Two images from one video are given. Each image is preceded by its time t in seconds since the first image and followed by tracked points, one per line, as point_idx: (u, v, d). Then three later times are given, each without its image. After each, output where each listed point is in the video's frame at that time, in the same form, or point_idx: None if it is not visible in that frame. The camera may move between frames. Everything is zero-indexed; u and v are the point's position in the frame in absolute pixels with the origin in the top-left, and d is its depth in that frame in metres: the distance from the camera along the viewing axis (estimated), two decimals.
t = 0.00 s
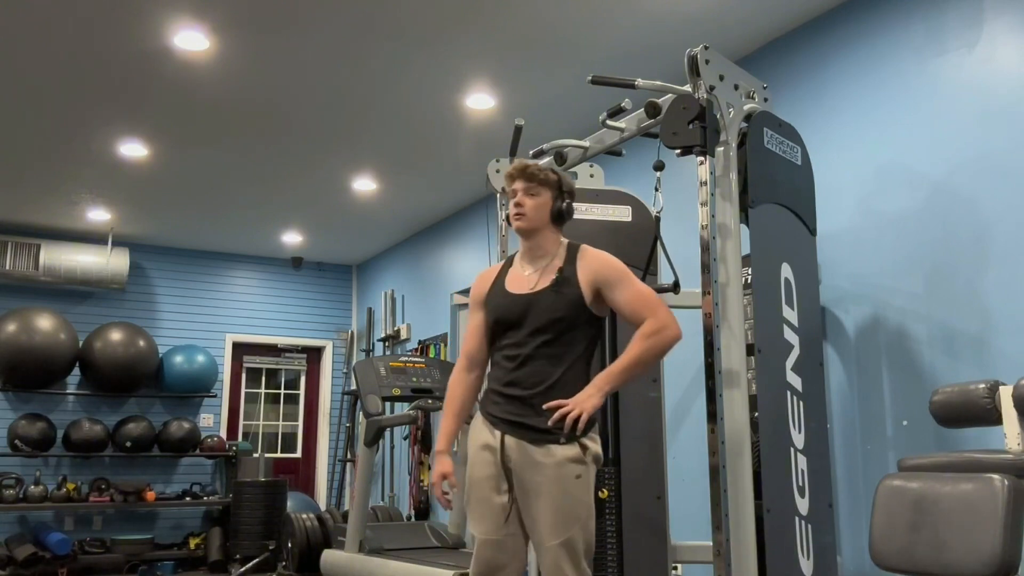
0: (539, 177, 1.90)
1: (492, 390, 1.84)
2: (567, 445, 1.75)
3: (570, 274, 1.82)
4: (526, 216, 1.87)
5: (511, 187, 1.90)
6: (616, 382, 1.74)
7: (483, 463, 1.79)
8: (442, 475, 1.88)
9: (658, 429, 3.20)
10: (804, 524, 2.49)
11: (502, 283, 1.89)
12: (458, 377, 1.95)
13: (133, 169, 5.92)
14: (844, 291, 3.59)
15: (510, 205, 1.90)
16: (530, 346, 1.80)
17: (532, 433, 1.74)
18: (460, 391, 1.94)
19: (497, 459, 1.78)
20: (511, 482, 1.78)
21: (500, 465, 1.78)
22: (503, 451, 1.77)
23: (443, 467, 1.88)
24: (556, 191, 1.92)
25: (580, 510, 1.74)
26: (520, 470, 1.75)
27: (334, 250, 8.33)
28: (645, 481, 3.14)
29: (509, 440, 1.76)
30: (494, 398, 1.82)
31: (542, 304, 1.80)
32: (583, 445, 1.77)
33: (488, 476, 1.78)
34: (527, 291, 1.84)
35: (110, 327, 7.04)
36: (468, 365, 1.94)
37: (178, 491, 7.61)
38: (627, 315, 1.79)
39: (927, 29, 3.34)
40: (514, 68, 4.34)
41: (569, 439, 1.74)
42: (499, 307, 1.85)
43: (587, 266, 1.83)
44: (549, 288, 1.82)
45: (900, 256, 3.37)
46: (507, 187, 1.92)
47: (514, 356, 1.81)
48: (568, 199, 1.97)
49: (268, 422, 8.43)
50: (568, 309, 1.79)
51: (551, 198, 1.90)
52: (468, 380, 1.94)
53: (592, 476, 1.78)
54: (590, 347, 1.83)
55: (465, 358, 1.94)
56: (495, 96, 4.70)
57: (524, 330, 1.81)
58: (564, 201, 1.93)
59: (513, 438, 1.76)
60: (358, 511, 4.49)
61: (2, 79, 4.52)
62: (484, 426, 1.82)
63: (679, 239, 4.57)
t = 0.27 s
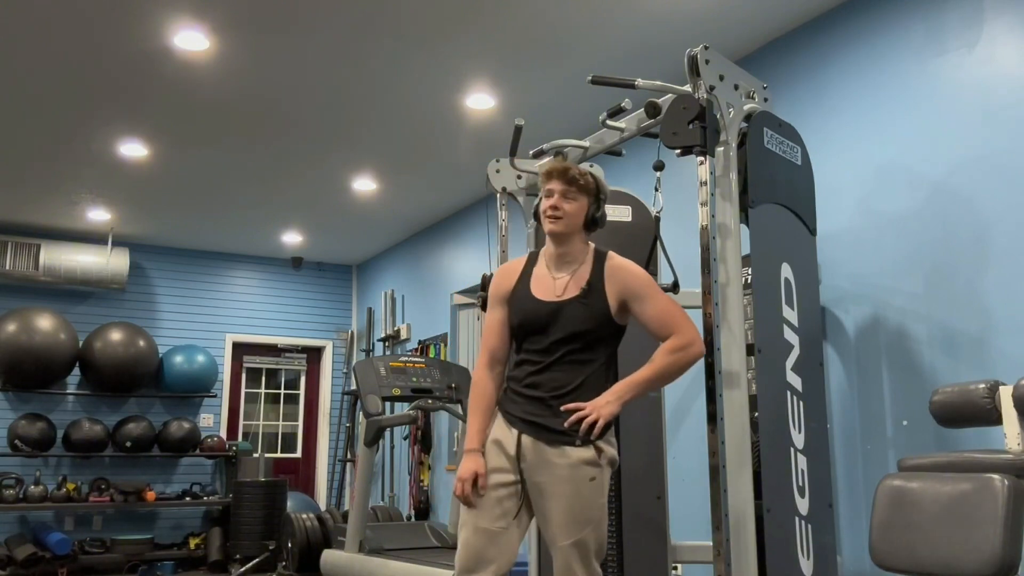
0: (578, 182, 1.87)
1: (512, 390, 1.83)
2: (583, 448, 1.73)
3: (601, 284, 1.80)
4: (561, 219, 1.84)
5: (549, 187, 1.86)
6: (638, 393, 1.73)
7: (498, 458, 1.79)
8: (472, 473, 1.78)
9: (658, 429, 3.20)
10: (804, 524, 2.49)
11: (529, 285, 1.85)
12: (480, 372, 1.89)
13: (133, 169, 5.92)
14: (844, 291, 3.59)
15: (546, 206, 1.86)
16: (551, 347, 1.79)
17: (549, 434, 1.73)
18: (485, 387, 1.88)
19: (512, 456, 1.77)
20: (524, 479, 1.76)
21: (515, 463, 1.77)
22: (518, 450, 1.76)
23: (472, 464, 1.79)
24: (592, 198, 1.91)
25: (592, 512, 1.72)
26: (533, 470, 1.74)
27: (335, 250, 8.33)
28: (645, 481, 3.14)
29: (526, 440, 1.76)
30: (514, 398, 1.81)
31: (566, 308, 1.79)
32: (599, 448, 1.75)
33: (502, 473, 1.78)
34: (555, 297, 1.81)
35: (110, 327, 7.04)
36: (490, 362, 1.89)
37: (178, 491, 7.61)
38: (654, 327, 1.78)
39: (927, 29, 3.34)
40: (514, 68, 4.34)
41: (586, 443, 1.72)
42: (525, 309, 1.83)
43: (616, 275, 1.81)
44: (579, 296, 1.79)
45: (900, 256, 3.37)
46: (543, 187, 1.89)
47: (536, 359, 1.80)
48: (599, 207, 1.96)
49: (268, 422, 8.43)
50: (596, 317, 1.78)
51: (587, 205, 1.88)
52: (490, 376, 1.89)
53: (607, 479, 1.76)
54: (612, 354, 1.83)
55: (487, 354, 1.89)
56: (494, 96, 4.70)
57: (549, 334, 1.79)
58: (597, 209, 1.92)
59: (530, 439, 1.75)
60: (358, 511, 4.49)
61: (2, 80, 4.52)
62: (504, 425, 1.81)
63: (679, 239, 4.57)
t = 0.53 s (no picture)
0: (590, 182, 1.86)
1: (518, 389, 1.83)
2: (588, 448, 1.73)
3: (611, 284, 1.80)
4: (573, 219, 1.83)
5: (561, 186, 1.86)
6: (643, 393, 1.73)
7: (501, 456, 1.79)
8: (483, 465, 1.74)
9: (658, 429, 3.20)
10: (804, 524, 2.49)
11: (540, 285, 1.85)
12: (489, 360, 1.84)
13: (133, 169, 5.92)
14: (844, 291, 3.59)
15: (557, 205, 1.85)
16: (559, 347, 1.79)
17: (554, 433, 1.74)
18: (493, 375, 1.82)
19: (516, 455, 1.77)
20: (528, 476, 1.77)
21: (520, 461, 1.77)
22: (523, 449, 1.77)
23: (485, 456, 1.75)
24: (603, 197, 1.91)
25: (597, 512, 1.72)
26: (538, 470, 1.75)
27: (335, 250, 8.33)
28: (645, 481, 3.14)
29: (531, 439, 1.76)
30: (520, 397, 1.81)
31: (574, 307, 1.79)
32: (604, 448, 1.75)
33: (507, 472, 1.78)
34: (565, 298, 1.81)
35: (110, 327, 7.04)
36: (497, 352, 1.85)
37: (178, 491, 7.61)
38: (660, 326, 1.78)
39: (927, 29, 3.34)
40: (514, 68, 4.34)
41: (591, 443, 1.72)
42: (531, 308, 1.83)
43: (624, 275, 1.81)
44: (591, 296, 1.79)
45: (900, 256, 3.37)
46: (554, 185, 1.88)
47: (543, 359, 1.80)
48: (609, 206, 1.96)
49: (268, 422, 8.43)
50: (603, 317, 1.78)
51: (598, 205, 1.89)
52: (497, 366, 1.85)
53: (611, 479, 1.76)
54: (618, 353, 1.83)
55: (494, 344, 1.85)
56: (495, 96, 4.70)
57: (555, 333, 1.80)
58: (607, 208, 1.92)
59: (536, 439, 1.75)
60: (358, 511, 4.49)
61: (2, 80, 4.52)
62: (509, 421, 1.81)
63: (679, 239, 4.57)
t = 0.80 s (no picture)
0: (575, 183, 1.91)
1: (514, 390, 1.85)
2: (583, 446, 1.74)
3: (601, 281, 1.84)
4: (559, 219, 1.88)
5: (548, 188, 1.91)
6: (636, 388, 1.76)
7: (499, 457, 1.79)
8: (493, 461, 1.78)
9: (658, 429, 3.20)
10: (804, 524, 2.49)
11: (530, 285, 1.89)
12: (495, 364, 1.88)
13: (133, 169, 5.92)
14: (844, 291, 3.60)
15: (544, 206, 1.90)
16: (555, 346, 1.82)
17: (550, 433, 1.76)
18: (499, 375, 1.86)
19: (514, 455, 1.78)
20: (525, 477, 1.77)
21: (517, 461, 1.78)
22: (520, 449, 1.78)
23: (509, 444, 1.74)
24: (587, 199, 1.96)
25: (593, 511, 1.73)
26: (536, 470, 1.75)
27: (334, 250, 8.34)
28: (645, 481, 3.15)
29: (527, 439, 1.77)
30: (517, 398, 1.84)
31: (570, 306, 1.82)
32: (600, 446, 1.76)
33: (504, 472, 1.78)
34: (556, 295, 1.84)
35: (110, 327, 7.05)
36: (500, 357, 1.89)
37: (178, 491, 7.61)
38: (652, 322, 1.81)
39: (927, 29, 3.34)
40: (514, 68, 4.34)
41: (587, 441, 1.74)
42: (525, 308, 1.86)
43: (614, 273, 1.85)
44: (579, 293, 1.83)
45: (899, 256, 3.37)
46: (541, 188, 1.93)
47: (538, 358, 1.83)
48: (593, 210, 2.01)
49: (268, 422, 8.43)
50: (595, 314, 1.81)
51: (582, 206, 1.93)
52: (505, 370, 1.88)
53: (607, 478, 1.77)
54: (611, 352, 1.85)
55: (496, 349, 1.89)
56: (495, 96, 4.70)
57: (550, 331, 1.82)
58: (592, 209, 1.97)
59: (532, 439, 1.77)
60: (358, 511, 4.49)
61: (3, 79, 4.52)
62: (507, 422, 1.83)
63: (679, 240, 4.57)
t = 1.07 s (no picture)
0: (543, 189, 1.99)
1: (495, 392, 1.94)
2: (558, 444, 1.78)
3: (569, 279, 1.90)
4: (529, 225, 1.97)
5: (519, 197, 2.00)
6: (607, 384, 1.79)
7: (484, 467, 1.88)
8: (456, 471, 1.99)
9: (658, 429, 3.20)
10: (804, 524, 2.49)
11: (505, 289, 2.00)
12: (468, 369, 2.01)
13: (133, 169, 5.92)
14: (844, 291, 3.59)
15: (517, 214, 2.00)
16: (530, 348, 1.89)
17: (526, 433, 1.82)
18: (473, 383, 1.99)
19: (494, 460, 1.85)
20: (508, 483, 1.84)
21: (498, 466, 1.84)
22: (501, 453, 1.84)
23: (469, 446, 1.84)
24: (559, 203, 2.02)
25: (574, 508, 1.77)
26: (517, 473, 1.81)
27: (334, 250, 8.34)
28: (645, 481, 3.15)
29: (507, 441, 1.84)
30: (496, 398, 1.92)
31: (542, 307, 1.89)
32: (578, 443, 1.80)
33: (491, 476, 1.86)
34: (529, 295, 1.93)
35: (110, 327, 7.04)
36: (476, 363, 2.01)
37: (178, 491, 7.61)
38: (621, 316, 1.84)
39: (927, 29, 3.34)
40: (514, 68, 4.34)
41: (561, 439, 1.78)
42: (500, 310, 1.96)
43: (584, 271, 1.91)
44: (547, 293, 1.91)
45: (900, 255, 3.37)
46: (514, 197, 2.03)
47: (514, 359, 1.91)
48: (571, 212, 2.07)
49: (268, 422, 8.43)
50: (564, 311, 1.87)
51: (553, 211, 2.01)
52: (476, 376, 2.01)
53: (588, 474, 1.80)
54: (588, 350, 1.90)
55: (473, 356, 2.01)
56: (495, 96, 4.70)
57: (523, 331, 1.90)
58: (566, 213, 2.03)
59: (511, 440, 1.84)
60: (358, 511, 4.49)
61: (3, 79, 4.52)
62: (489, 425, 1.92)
63: (679, 240, 4.57)
